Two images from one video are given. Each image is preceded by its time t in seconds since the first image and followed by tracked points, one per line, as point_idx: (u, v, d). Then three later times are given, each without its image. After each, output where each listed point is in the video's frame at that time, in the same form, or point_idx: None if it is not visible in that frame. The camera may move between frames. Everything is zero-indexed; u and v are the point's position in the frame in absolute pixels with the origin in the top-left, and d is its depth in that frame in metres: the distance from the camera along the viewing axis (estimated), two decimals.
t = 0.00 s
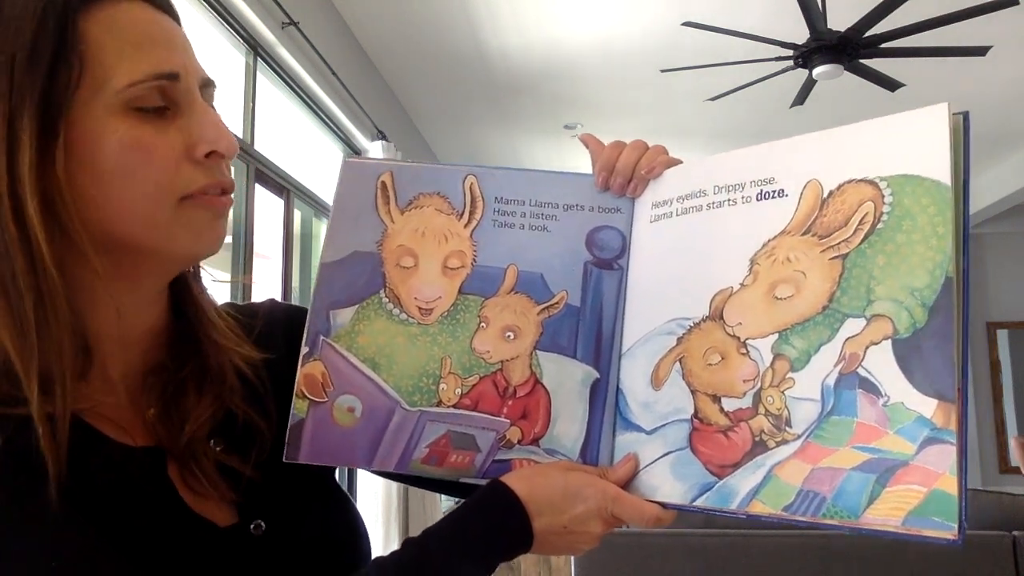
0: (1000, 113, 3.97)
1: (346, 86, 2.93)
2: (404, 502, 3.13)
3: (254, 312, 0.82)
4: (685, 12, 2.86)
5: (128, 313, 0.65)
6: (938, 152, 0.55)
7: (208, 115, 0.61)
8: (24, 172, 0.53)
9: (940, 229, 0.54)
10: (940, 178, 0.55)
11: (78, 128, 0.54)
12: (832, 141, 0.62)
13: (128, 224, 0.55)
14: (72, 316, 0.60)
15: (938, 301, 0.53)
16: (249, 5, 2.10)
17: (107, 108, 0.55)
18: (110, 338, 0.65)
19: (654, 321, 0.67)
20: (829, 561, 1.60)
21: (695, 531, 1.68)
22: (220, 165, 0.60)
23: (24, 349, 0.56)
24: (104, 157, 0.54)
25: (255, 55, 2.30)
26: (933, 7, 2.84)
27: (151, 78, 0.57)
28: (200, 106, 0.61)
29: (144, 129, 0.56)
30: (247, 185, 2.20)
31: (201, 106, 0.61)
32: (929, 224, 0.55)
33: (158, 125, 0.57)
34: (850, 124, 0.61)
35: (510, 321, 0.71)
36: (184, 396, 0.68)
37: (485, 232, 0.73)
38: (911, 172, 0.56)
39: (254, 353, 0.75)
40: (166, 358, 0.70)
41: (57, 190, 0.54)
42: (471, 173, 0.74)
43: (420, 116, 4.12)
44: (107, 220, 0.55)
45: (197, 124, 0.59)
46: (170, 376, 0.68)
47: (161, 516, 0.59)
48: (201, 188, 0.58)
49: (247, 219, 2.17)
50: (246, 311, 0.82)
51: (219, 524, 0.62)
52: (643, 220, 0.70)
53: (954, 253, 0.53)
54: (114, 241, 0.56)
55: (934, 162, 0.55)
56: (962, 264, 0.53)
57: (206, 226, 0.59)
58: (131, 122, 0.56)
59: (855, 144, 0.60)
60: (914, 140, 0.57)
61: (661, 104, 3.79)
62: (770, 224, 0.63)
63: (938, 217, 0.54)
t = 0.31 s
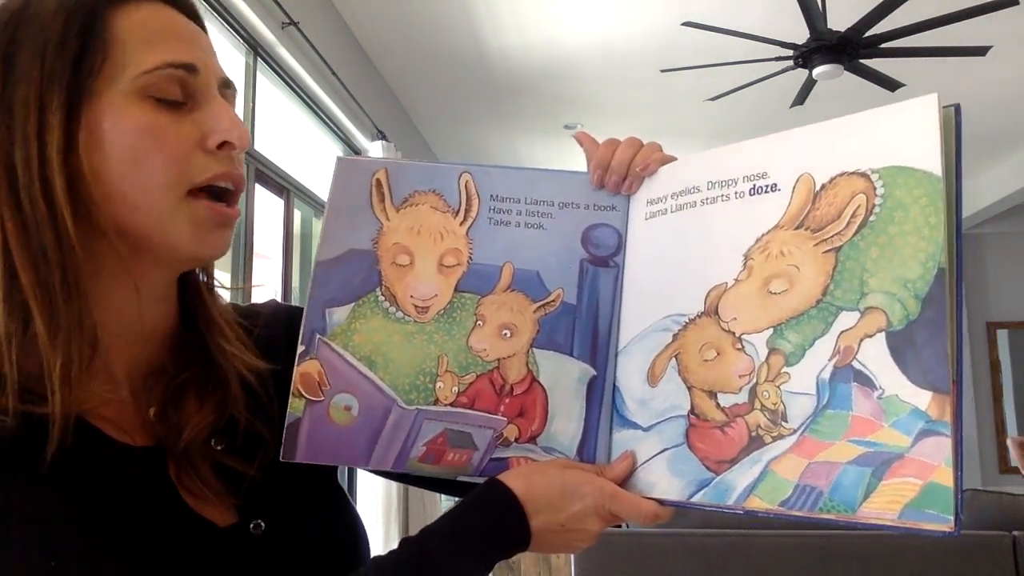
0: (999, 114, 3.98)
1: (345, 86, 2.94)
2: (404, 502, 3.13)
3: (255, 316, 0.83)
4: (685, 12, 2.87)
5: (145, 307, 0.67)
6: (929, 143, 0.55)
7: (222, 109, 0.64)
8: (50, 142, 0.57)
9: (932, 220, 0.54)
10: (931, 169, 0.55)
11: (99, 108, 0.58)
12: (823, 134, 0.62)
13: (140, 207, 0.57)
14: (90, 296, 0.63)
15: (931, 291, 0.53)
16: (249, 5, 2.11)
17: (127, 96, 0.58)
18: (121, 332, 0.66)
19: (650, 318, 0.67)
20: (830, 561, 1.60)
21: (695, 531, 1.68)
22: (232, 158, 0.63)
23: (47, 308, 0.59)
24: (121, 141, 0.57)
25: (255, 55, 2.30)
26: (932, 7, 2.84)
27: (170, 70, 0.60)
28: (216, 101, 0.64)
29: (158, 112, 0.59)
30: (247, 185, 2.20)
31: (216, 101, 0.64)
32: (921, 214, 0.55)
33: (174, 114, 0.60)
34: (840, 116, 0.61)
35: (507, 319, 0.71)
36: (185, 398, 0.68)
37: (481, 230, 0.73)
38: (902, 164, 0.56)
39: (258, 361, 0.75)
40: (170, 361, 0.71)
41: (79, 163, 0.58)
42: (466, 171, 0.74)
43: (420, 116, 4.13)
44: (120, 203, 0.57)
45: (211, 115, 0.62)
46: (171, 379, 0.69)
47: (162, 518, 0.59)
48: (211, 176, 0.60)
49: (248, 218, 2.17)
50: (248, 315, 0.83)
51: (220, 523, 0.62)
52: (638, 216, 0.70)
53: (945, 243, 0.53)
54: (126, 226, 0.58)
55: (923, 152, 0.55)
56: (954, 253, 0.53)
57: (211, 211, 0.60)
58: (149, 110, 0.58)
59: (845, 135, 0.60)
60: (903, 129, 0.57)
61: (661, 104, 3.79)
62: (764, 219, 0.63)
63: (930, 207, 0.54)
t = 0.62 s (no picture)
0: (1000, 113, 3.96)
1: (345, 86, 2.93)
2: (403, 502, 3.12)
3: (256, 319, 0.83)
4: (685, 12, 2.86)
5: (155, 307, 0.67)
6: (937, 152, 0.55)
7: (242, 118, 0.64)
8: (74, 136, 0.58)
9: (939, 230, 0.54)
10: (939, 179, 0.54)
11: (120, 106, 0.59)
12: (830, 140, 0.62)
13: (149, 206, 0.57)
14: (106, 295, 0.63)
15: (937, 301, 0.53)
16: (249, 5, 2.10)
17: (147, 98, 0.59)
18: (135, 333, 0.67)
19: (652, 321, 0.67)
20: (829, 561, 1.60)
21: (695, 531, 1.68)
22: (248, 166, 0.62)
23: (63, 300, 0.59)
24: (137, 139, 0.57)
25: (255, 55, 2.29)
26: (932, 7, 2.83)
27: (193, 75, 0.61)
28: (237, 109, 0.64)
29: (176, 114, 0.59)
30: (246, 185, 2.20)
31: (237, 109, 0.64)
32: (928, 224, 0.55)
33: (191, 117, 0.60)
34: (846, 124, 0.61)
35: (509, 322, 0.71)
36: (186, 403, 0.68)
37: (483, 232, 0.73)
38: (910, 173, 0.56)
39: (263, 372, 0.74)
40: (172, 364, 0.72)
41: (99, 158, 0.58)
42: (468, 172, 0.74)
43: (420, 116, 4.12)
44: (131, 199, 0.57)
45: (229, 122, 0.62)
46: (171, 381, 0.70)
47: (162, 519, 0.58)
48: (222, 182, 0.60)
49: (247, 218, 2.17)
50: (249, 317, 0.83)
51: (220, 524, 0.62)
52: (641, 220, 0.70)
53: (953, 253, 0.53)
54: (136, 224, 0.58)
55: (931, 162, 0.55)
56: (960, 264, 0.53)
57: (223, 214, 0.60)
58: (166, 111, 0.59)
59: (853, 142, 0.60)
60: (912, 139, 0.57)
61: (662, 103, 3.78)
62: (769, 224, 0.63)
63: (938, 217, 0.54)
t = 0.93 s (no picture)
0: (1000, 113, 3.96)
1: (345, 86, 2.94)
2: (403, 502, 3.12)
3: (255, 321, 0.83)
4: (685, 12, 2.86)
5: (161, 308, 0.67)
6: (932, 150, 0.55)
7: (253, 125, 0.64)
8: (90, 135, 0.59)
9: (935, 227, 0.54)
10: (933, 176, 0.55)
11: (135, 107, 0.59)
12: (826, 138, 0.62)
13: (157, 208, 0.57)
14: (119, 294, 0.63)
15: (933, 298, 0.53)
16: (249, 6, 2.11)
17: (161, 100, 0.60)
18: (143, 334, 0.67)
19: (650, 321, 0.67)
20: (830, 561, 1.60)
21: (695, 531, 1.68)
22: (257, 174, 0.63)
23: (79, 294, 0.60)
24: (150, 140, 0.58)
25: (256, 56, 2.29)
26: (932, 7, 2.84)
27: (208, 82, 0.62)
28: (249, 117, 0.65)
29: (189, 117, 0.60)
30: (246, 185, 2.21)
31: (249, 117, 0.65)
32: (923, 221, 0.54)
33: (204, 122, 0.60)
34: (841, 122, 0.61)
35: (507, 322, 0.71)
36: (186, 406, 0.68)
37: (482, 233, 0.73)
38: (905, 171, 0.56)
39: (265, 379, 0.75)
40: (172, 366, 0.72)
41: (112, 157, 0.59)
42: (467, 173, 0.74)
43: (420, 116, 4.13)
44: (140, 200, 0.58)
45: (240, 129, 0.63)
46: (168, 383, 0.70)
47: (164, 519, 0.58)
48: (230, 188, 0.60)
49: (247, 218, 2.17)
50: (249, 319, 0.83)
51: (221, 525, 0.62)
52: (639, 220, 0.70)
53: (948, 251, 0.53)
54: (144, 225, 0.59)
55: (926, 159, 0.55)
56: (955, 261, 0.53)
57: (230, 218, 0.60)
58: (179, 114, 0.59)
59: (848, 140, 0.60)
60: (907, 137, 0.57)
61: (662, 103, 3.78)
62: (766, 223, 0.63)
63: (933, 214, 0.54)
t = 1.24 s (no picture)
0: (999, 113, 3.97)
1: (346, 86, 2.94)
2: (403, 503, 3.12)
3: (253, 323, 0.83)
4: (685, 12, 2.87)
5: (163, 309, 0.67)
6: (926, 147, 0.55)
7: (261, 130, 0.63)
8: (97, 135, 0.59)
9: (930, 224, 0.54)
10: (929, 172, 0.55)
11: (141, 109, 0.60)
12: (822, 136, 0.62)
13: (158, 210, 0.58)
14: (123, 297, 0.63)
15: (929, 295, 0.53)
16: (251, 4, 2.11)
17: (167, 102, 0.60)
18: (146, 334, 0.67)
19: (647, 321, 0.67)
20: (830, 561, 1.60)
21: (695, 530, 1.68)
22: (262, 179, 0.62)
23: (84, 294, 0.60)
24: (154, 142, 0.58)
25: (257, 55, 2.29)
26: (932, 7, 2.84)
27: (217, 85, 0.62)
28: (258, 122, 0.64)
29: (195, 121, 0.59)
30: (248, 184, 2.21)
31: (258, 122, 0.64)
32: (919, 218, 0.55)
33: (209, 127, 0.60)
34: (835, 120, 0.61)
35: (505, 322, 0.71)
36: (186, 412, 0.68)
37: (480, 233, 0.73)
38: (900, 168, 0.56)
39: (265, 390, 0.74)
40: (173, 369, 0.72)
41: (118, 157, 0.59)
42: (465, 174, 0.74)
43: (420, 117, 4.13)
44: (142, 202, 0.58)
45: (246, 133, 0.62)
46: (169, 386, 0.70)
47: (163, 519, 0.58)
48: (231, 194, 0.59)
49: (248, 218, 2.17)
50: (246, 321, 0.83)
51: (222, 526, 0.62)
52: (637, 220, 0.70)
53: (943, 248, 0.53)
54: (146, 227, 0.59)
55: (921, 156, 0.55)
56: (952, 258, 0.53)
57: (231, 224, 0.59)
58: (184, 118, 0.59)
59: (844, 137, 0.60)
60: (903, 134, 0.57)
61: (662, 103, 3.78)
62: (762, 222, 0.63)
63: (928, 211, 0.54)
